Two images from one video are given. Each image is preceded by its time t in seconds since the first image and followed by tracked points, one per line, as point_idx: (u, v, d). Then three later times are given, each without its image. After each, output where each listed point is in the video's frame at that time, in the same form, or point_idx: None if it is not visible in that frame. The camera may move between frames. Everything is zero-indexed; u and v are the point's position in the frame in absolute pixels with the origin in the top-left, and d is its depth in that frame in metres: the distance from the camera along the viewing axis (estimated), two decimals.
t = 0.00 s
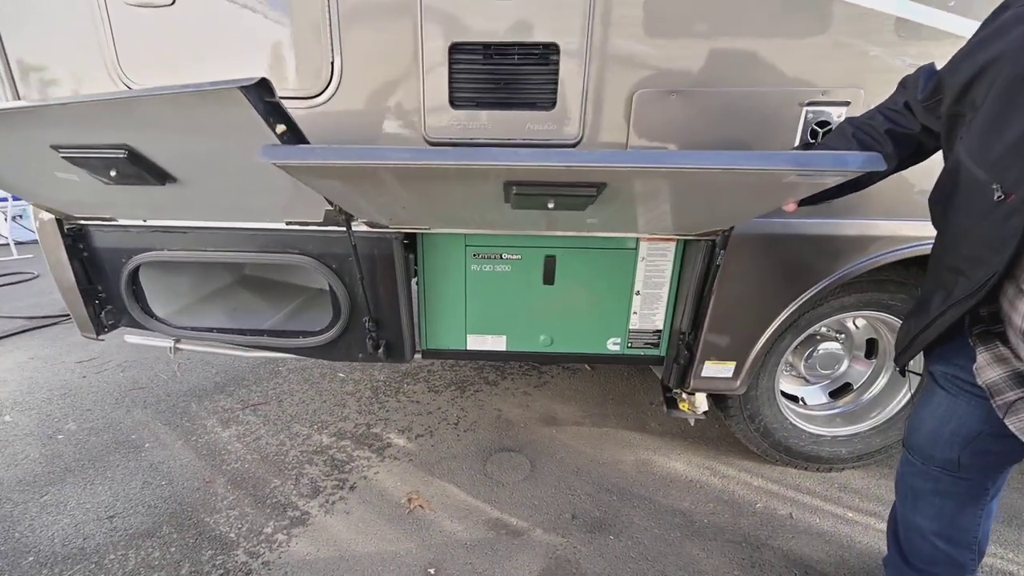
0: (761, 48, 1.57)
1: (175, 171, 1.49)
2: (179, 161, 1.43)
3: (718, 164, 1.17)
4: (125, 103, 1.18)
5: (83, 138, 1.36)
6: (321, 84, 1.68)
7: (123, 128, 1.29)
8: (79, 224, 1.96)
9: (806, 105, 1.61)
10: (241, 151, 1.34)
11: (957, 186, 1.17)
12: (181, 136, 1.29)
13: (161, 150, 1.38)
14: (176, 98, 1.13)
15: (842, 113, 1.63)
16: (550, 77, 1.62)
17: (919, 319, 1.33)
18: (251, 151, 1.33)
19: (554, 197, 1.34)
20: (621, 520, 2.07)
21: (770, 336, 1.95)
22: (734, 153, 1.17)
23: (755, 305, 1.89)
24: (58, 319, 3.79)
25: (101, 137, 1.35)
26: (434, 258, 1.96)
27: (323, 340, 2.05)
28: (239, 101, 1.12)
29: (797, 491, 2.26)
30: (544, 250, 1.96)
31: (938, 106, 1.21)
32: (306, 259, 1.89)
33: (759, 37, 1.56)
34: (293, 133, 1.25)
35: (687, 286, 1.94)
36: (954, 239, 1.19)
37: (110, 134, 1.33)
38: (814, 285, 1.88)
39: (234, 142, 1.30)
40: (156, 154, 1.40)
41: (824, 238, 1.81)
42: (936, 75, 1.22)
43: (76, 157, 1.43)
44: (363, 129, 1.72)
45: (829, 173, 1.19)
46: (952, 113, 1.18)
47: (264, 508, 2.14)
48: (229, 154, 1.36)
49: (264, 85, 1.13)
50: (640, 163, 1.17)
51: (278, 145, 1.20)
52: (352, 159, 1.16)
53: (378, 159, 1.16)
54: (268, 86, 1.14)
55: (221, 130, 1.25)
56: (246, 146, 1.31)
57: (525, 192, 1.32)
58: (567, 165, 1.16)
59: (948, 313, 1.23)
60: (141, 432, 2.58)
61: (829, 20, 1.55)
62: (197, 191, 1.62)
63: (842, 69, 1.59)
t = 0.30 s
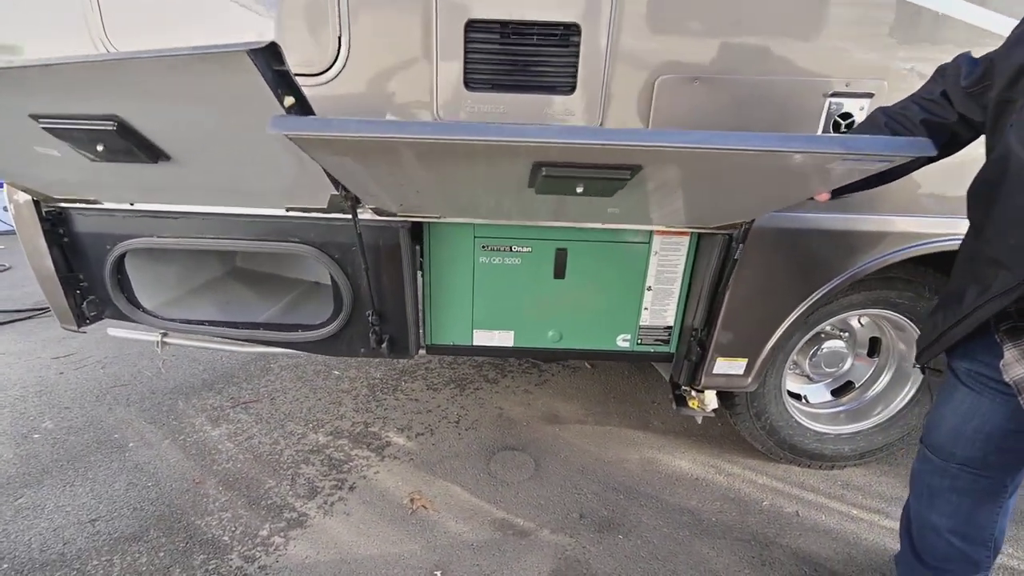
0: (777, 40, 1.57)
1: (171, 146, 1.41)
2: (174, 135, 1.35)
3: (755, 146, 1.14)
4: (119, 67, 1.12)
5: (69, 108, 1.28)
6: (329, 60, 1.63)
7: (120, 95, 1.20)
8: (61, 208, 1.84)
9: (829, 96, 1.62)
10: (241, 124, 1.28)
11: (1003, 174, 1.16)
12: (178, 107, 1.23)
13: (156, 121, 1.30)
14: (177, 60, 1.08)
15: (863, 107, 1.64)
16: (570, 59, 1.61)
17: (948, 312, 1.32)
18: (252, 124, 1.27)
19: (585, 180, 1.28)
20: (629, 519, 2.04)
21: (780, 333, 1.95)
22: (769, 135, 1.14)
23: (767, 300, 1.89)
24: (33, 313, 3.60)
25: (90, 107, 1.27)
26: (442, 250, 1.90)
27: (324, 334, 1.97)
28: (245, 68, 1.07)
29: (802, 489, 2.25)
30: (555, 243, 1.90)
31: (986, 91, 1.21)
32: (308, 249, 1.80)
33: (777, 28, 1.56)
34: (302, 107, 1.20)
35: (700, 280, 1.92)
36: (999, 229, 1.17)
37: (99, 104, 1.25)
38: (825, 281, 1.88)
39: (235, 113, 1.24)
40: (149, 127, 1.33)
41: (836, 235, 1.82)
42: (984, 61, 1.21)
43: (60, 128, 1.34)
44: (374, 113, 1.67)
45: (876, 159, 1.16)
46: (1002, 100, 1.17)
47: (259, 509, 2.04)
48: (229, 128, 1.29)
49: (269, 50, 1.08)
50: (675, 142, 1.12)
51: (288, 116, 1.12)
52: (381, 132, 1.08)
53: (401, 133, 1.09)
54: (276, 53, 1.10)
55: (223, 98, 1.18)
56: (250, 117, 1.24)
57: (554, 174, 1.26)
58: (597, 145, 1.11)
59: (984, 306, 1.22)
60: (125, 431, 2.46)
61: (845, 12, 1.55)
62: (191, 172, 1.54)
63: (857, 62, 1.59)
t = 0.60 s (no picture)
0: (790, 30, 1.58)
1: (175, 125, 1.34)
2: (179, 113, 1.28)
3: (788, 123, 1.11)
4: (123, 34, 1.05)
5: (65, 80, 1.20)
6: (338, 40, 1.59)
7: (122, 66, 1.13)
8: (52, 193, 1.75)
9: (857, 83, 1.63)
10: (252, 100, 1.22)
11: None
12: (183, 80, 1.16)
13: (159, 97, 1.23)
14: (187, 25, 1.01)
15: (892, 95, 1.65)
16: (591, 41, 1.59)
17: (992, 302, 1.35)
18: (263, 100, 1.21)
19: (615, 163, 1.26)
20: (641, 519, 1.98)
21: (797, 329, 1.90)
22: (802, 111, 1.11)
23: (783, 293, 1.84)
24: (15, 307, 3.47)
25: (88, 81, 1.19)
26: (450, 241, 1.82)
27: (327, 328, 1.89)
28: (260, 35, 1.02)
29: (815, 488, 2.20)
30: (568, 234, 1.83)
31: None
32: (313, 238, 1.73)
33: (790, 19, 1.57)
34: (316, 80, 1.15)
35: (716, 273, 1.87)
36: None
37: (98, 77, 1.18)
38: (844, 275, 1.83)
39: (247, 88, 1.18)
40: (151, 103, 1.25)
41: (856, 226, 1.78)
42: None
43: (54, 104, 1.26)
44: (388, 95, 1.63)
45: (939, 138, 1.14)
46: None
47: (258, 510, 1.96)
48: (239, 104, 1.23)
49: (286, 14, 1.02)
50: (706, 118, 1.09)
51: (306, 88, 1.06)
52: (408, 105, 1.04)
53: (428, 105, 1.05)
54: (293, 22, 1.05)
55: (236, 71, 1.12)
56: (259, 92, 1.19)
57: (589, 153, 1.22)
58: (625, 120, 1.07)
59: None
60: (114, 428, 2.36)
61: (856, 6, 1.57)
62: (194, 154, 1.46)
63: (869, 56, 1.61)
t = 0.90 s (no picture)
0: (802, 19, 1.55)
1: (183, 115, 1.31)
2: (187, 102, 1.25)
3: (815, 109, 1.09)
4: (133, 17, 1.02)
5: (71, 67, 1.16)
6: (349, 28, 1.56)
7: (131, 52, 1.10)
8: (54, 186, 1.72)
9: (875, 74, 1.60)
10: (263, 89, 1.19)
11: None
12: (194, 67, 1.13)
13: (168, 86, 1.20)
14: (200, 9, 0.99)
15: (910, 86, 1.63)
16: (605, 31, 1.58)
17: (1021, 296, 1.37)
18: (274, 88, 1.18)
19: (640, 153, 1.26)
20: (650, 518, 1.96)
21: (810, 325, 1.88)
22: (829, 98, 1.09)
23: (795, 289, 1.82)
24: (10, 305, 3.43)
25: (96, 69, 1.16)
26: (459, 236, 1.79)
27: (332, 324, 1.85)
28: (277, 20, 1.00)
29: (824, 487, 2.18)
30: (577, 229, 1.80)
31: None
32: (319, 233, 1.69)
33: (803, 8, 1.54)
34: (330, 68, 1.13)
35: (727, 268, 1.85)
36: None
37: (105, 65, 1.15)
38: (857, 271, 1.81)
39: (258, 76, 1.15)
40: (160, 92, 1.22)
41: (870, 221, 1.75)
42: None
43: (59, 92, 1.23)
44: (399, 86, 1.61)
45: (973, 124, 1.13)
46: None
47: (261, 509, 1.93)
48: (250, 92, 1.20)
49: None
50: (731, 102, 1.06)
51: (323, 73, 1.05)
52: (432, 91, 1.03)
53: (448, 92, 1.04)
54: (309, 7, 1.03)
55: (249, 57, 1.09)
56: (269, 79, 1.16)
57: (612, 142, 1.22)
58: (646, 104, 1.06)
59: None
60: (114, 427, 2.32)
61: None
62: (201, 146, 1.44)
63: (884, 47, 1.58)
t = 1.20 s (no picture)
0: (807, 14, 1.55)
1: (187, 114, 1.30)
2: (193, 101, 1.24)
3: (824, 104, 1.08)
4: (138, 15, 1.01)
5: (75, 66, 1.16)
6: (354, 25, 1.55)
7: (135, 51, 1.10)
8: (56, 186, 1.70)
9: (881, 68, 1.60)
10: (269, 87, 1.18)
11: None
12: (199, 65, 1.12)
13: (172, 84, 1.19)
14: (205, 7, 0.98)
15: (916, 79, 1.63)
16: (610, 27, 1.58)
17: None
18: (280, 87, 1.18)
19: (649, 147, 1.25)
20: (656, 515, 1.96)
21: (815, 321, 1.88)
22: (838, 92, 1.09)
23: (800, 285, 1.82)
24: (11, 307, 3.42)
25: (100, 67, 1.15)
26: (463, 234, 1.79)
27: (336, 323, 1.85)
28: (284, 17, 0.99)
29: (829, 482, 2.18)
30: (582, 226, 1.79)
31: None
32: (324, 232, 1.69)
33: (808, 2, 1.54)
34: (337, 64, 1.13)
35: (732, 265, 1.85)
36: None
37: (110, 63, 1.14)
38: (862, 266, 1.81)
39: (264, 75, 1.14)
40: (165, 90, 1.21)
41: (875, 216, 1.75)
42: None
43: (63, 91, 1.22)
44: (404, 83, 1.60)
45: (985, 116, 1.12)
46: None
47: (267, 509, 1.93)
48: (256, 91, 1.20)
49: None
50: (742, 97, 1.06)
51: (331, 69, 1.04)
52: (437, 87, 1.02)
53: (456, 89, 1.03)
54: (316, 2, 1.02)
55: (255, 56, 1.09)
56: (275, 77, 1.15)
57: (621, 137, 1.21)
58: (655, 99, 1.05)
59: None
60: (117, 429, 2.32)
61: None
62: (205, 144, 1.43)
63: (890, 42, 1.58)
